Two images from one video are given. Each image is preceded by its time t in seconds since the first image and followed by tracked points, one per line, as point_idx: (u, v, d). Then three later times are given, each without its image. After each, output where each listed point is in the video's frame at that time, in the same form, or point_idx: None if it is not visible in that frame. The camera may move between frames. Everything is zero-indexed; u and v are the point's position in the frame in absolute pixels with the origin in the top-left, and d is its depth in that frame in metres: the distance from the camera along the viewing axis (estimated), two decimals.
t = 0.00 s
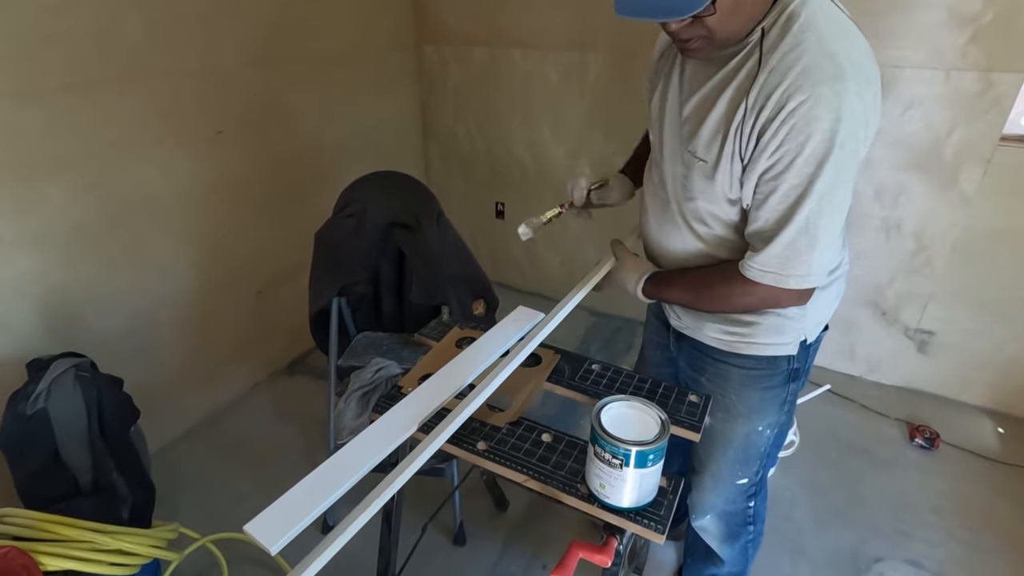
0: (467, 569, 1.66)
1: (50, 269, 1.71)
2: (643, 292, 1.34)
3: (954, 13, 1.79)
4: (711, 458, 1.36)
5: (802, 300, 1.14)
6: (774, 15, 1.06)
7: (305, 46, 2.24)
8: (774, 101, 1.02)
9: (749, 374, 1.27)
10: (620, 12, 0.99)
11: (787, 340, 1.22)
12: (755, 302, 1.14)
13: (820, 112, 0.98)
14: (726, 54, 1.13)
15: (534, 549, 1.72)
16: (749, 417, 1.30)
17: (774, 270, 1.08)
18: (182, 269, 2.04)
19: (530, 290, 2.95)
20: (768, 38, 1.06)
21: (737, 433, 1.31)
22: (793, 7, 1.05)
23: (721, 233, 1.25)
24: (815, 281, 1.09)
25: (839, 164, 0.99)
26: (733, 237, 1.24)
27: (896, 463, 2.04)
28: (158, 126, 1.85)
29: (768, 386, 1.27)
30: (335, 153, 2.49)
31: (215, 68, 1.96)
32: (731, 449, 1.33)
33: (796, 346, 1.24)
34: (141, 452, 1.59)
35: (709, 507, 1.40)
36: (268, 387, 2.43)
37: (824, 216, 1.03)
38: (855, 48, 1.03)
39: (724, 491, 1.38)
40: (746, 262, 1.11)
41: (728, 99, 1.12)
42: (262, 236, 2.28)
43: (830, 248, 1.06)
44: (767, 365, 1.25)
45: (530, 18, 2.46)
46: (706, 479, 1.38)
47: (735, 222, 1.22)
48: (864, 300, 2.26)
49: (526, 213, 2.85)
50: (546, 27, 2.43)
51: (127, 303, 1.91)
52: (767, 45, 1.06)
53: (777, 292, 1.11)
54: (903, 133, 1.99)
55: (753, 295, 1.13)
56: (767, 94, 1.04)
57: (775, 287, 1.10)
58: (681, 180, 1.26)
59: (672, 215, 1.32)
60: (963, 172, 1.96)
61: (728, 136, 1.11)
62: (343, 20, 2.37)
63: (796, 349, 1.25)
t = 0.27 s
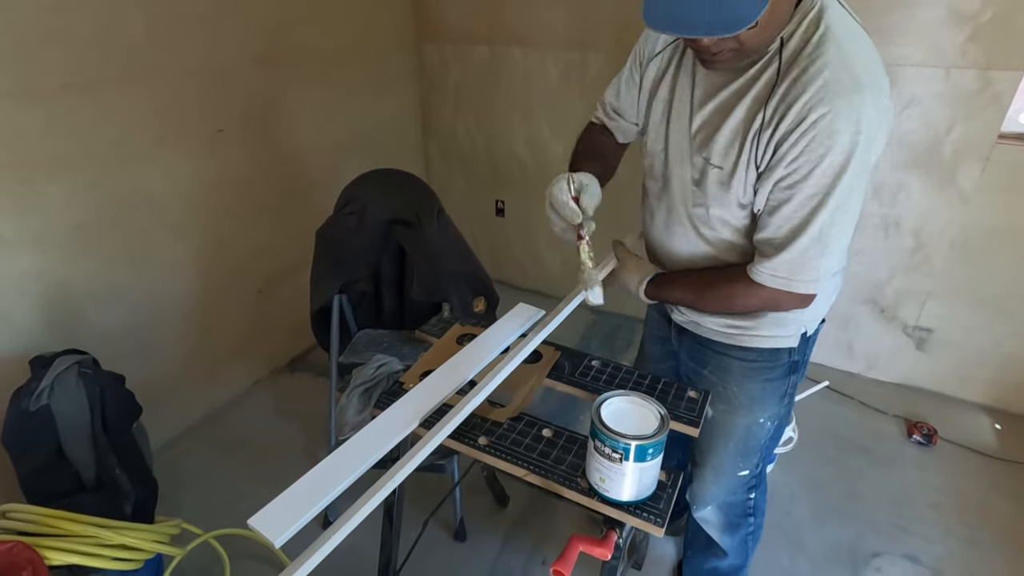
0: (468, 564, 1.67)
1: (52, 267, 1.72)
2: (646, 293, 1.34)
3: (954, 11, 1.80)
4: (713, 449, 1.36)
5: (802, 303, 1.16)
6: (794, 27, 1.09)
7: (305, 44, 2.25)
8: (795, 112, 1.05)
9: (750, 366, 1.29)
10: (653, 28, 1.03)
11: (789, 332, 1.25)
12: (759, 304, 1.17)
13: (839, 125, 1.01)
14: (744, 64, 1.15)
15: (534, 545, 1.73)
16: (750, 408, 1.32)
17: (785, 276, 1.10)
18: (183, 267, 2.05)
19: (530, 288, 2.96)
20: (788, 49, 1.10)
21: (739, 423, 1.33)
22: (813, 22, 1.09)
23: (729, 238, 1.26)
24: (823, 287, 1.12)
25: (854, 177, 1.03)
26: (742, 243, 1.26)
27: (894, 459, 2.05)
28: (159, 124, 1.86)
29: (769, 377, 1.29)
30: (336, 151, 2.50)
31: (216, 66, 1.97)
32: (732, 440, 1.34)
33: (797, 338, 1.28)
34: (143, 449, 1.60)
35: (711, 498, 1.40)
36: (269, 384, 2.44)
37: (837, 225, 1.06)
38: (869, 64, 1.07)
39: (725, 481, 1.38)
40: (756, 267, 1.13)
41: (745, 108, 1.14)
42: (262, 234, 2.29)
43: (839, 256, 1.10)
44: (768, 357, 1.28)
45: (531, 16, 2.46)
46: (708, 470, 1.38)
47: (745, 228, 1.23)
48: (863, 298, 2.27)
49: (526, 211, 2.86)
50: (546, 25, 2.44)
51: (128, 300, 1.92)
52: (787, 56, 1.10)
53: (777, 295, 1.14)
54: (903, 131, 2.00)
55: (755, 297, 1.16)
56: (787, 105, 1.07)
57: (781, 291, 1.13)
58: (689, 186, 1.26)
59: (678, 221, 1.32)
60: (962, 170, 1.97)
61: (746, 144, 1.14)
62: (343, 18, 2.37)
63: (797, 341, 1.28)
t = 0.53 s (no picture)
0: (469, 560, 1.68)
1: (54, 265, 1.72)
2: (647, 292, 1.36)
3: (951, 10, 1.81)
4: (718, 443, 1.37)
5: (802, 308, 1.17)
6: (813, 38, 1.11)
7: (305, 43, 2.25)
8: (812, 125, 1.07)
9: (755, 361, 1.30)
10: (679, 49, 1.05)
11: (793, 328, 1.26)
12: (758, 309, 1.19)
13: (857, 140, 1.03)
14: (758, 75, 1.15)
15: (535, 541, 1.74)
16: (755, 403, 1.33)
17: (794, 283, 1.12)
18: (183, 265, 2.05)
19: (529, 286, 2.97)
20: (806, 60, 1.11)
21: (744, 418, 1.34)
22: (831, 34, 1.10)
23: (740, 245, 1.27)
24: (830, 294, 1.14)
25: (868, 190, 1.06)
26: (752, 250, 1.27)
27: (893, 455, 2.06)
28: (160, 123, 1.86)
29: (774, 372, 1.31)
30: (335, 149, 2.50)
31: (216, 65, 1.97)
32: (737, 434, 1.35)
33: (802, 333, 1.29)
34: (145, 446, 1.61)
35: (714, 492, 1.42)
36: (270, 382, 2.45)
37: (847, 236, 1.08)
38: (885, 77, 1.09)
39: (730, 475, 1.39)
40: (761, 274, 1.15)
41: (761, 118, 1.15)
42: (262, 233, 2.29)
43: (848, 265, 1.12)
44: (773, 353, 1.29)
45: (530, 15, 2.47)
46: (713, 464, 1.40)
47: (754, 234, 1.25)
48: (862, 295, 2.28)
49: (525, 209, 2.86)
50: (545, 23, 2.45)
51: (129, 299, 1.93)
52: (804, 68, 1.11)
53: (776, 300, 1.15)
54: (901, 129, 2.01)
55: (756, 301, 1.17)
56: (805, 117, 1.09)
57: (789, 297, 1.14)
58: (700, 195, 1.27)
59: (689, 229, 1.32)
60: (960, 168, 1.98)
61: (761, 154, 1.15)
62: (343, 16, 2.37)
63: (802, 336, 1.30)
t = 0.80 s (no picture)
0: (470, 559, 1.68)
1: (55, 264, 1.72)
2: (653, 294, 1.39)
3: (952, 8, 1.81)
4: (723, 442, 1.38)
5: (808, 312, 1.18)
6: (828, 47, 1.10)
7: (306, 41, 2.25)
8: (826, 137, 1.08)
9: (760, 360, 1.30)
10: (699, 66, 1.07)
11: (799, 327, 1.26)
12: (765, 313, 1.20)
13: (871, 153, 1.04)
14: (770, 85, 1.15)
15: (537, 540, 1.74)
16: (760, 402, 1.33)
17: (803, 291, 1.13)
18: (184, 264, 2.05)
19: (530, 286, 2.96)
20: (820, 70, 1.11)
21: (749, 417, 1.34)
22: (846, 44, 1.10)
23: (748, 250, 1.28)
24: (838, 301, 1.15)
25: (878, 201, 1.07)
26: (761, 256, 1.28)
27: (894, 453, 2.07)
28: (161, 121, 1.86)
29: (779, 371, 1.31)
30: (336, 148, 2.50)
31: (217, 63, 1.97)
32: (742, 433, 1.36)
33: (807, 332, 1.29)
34: (148, 444, 1.61)
35: (718, 491, 1.42)
36: (270, 381, 2.45)
37: (856, 246, 1.09)
38: (899, 88, 1.10)
39: (734, 474, 1.40)
40: (769, 280, 1.16)
41: (774, 127, 1.15)
42: (262, 232, 2.29)
43: (856, 273, 1.13)
44: (779, 351, 1.29)
45: (530, 13, 2.47)
46: (717, 462, 1.40)
47: (763, 240, 1.25)
48: (863, 294, 2.29)
49: (526, 208, 2.86)
50: (546, 22, 2.45)
51: (130, 297, 1.92)
52: (818, 77, 1.11)
53: (784, 305, 1.17)
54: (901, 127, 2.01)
55: (763, 306, 1.19)
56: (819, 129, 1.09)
57: (796, 303, 1.15)
58: (709, 202, 1.27)
59: (697, 235, 1.32)
60: (960, 166, 1.98)
61: (772, 163, 1.15)
62: (344, 14, 2.37)
63: (807, 334, 1.30)
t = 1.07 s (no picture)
0: (472, 556, 1.69)
1: (57, 262, 1.72)
2: (658, 297, 1.41)
3: (954, 6, 1.81)
4: (724, 442, 1.38)
5: (811, 316, 1.19)
6: (828, 50, 1.10)
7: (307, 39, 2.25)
8: (825, 140, 1.07)
9: (763, 360, 1.30)
10: (699, 70, 1.07)
11: (801, 327, 1.26)
12: (768, 317, 1.21)
13: (871, 156, 1.03)
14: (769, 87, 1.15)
15: (538, 537, 1.74)
16: (762, 402, 1.33)
17: (804, 294, 1.13)
18: (186, 262, 2.05)
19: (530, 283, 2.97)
20: (821, 72, 1.10)
21: (751, 417, 1.34)
22: (847, 46, 1.10)
23: (750, 252, 1.28)
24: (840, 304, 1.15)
25: (880, 205, 1.06)
26: (763, 258, 1.28)
27: (895, 451, 2.07)
28: (162, 119, 1.86)
29: (782, 371, 1.31)
30: (337, 146, 2.50)
31: (218, 61, 1.97)
32: (744, 433, 1.36)
33: (810, 333, 1.29)
34: (151, 442, 1.61)
35: (720, 490, 1.43)
36: (272, 379, 2.45)
37: (858, 249, 1.09)
38: (902, 90, 1.08)
39: (735, 474, 1.40)
40: (770, 283, 1.16)
41: (774, 130, 1.15)
42: (264, 229, 2.30)
43: (858, 276, 1.13)
44: (782, 351, 1.29)
45: (531, 10, 2.46)
46: (718, 462, 1.41)
47: (764, 242, 1.25)
48: (864, 292, 2.29)
49: (527, 206, 2.86)
50: (547, 19, 2.44)
51: (132, 295, 1.93)
52: (819, 80, 1.11)
53: (786, 309, 1.17)
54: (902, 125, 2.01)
55: (766, 310, 1.19)
56: (819, 131, 1.09)
57: (798, 307, 1.15)
58: (711, 203, 1.27)
59: (699, 237, 1.32)
60: (962, 164, 1.98)
61: (772, 166, 1.15)
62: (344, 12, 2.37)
63: (810, 335, 1.30)
